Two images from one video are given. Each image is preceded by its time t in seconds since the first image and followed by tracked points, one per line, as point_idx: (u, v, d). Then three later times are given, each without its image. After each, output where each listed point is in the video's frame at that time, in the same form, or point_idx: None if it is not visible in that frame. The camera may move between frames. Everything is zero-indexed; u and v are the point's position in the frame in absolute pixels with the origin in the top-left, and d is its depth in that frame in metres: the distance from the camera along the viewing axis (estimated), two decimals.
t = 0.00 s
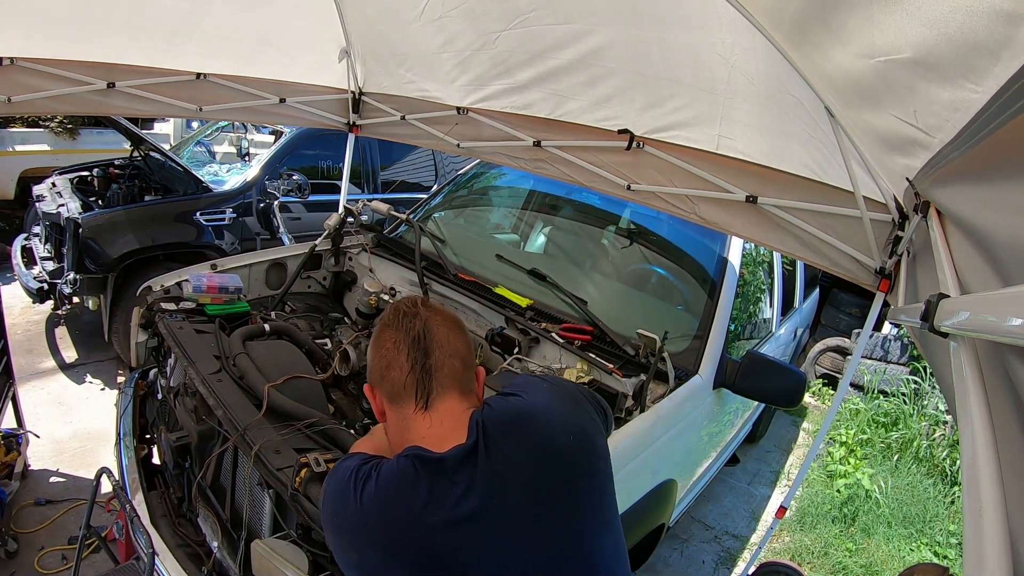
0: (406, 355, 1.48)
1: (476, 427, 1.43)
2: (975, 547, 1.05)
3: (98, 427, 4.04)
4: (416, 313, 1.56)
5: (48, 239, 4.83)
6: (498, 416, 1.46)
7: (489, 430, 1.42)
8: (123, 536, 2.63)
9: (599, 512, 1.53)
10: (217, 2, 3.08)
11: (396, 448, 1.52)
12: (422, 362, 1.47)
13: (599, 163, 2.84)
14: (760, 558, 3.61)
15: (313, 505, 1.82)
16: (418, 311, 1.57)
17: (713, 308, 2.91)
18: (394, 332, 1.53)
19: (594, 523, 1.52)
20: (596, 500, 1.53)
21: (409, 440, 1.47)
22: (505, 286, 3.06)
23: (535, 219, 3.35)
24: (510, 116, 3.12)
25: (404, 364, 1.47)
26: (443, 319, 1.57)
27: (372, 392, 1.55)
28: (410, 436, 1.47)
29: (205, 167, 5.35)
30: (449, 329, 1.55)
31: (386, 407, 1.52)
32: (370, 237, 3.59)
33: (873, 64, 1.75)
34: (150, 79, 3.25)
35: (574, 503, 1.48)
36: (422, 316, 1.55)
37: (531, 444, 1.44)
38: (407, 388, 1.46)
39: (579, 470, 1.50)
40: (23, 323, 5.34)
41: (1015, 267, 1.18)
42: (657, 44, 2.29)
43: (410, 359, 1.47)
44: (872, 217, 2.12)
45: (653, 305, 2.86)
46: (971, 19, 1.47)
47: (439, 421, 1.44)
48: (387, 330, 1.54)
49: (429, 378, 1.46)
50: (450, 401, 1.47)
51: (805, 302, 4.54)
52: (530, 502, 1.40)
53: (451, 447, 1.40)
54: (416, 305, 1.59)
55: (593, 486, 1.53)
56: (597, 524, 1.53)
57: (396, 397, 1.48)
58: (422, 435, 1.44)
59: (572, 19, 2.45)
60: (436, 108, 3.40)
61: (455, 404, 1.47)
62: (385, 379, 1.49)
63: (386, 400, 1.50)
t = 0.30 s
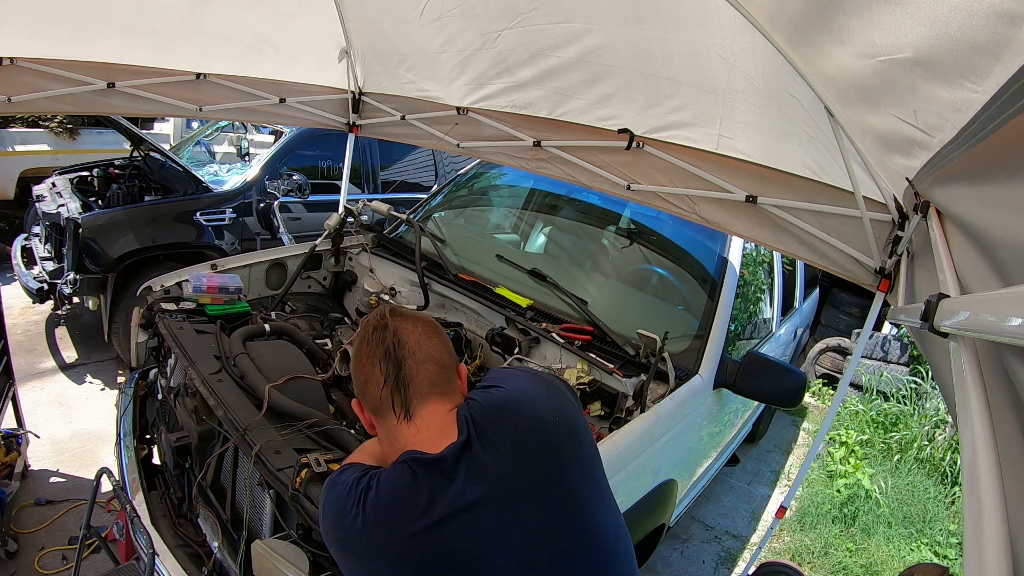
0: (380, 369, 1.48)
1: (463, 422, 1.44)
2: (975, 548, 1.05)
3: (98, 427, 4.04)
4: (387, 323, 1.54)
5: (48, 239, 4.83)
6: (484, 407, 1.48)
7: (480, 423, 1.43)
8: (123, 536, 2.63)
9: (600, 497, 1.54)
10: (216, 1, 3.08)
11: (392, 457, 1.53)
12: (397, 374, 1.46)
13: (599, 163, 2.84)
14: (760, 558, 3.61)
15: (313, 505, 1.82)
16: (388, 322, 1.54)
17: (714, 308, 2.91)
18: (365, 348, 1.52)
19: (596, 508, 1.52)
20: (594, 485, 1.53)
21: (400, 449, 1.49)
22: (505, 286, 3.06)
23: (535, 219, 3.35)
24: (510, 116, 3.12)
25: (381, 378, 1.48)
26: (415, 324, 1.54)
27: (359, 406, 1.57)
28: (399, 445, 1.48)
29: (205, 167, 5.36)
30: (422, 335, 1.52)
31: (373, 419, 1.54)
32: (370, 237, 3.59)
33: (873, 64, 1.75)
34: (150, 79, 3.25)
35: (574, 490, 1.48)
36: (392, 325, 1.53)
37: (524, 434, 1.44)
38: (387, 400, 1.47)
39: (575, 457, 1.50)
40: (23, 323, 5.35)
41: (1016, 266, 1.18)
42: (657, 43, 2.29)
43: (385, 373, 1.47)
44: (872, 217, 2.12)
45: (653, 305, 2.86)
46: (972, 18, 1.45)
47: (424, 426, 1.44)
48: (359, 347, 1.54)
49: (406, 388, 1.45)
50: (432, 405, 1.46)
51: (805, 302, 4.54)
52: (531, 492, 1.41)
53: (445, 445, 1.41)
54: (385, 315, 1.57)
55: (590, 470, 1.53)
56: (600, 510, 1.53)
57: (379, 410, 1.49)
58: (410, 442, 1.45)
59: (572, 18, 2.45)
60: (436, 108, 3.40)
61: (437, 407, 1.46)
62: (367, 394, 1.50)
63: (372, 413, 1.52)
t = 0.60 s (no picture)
0: (590, 325, 1.49)
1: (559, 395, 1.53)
2: (975, 549, 1.05)
3: (98, 427, 4.04)
4: (600, 272, 1.51)
5: (48, 239, 4.83)
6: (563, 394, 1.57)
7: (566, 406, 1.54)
8: (123, 537, 2.63)
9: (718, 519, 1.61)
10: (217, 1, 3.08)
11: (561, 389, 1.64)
12: (606, 331, 1.50)
13: (599, 163, 2.83)
14: (760, 558, 3.61)
15: (313, 505, 1.82)
16: (596, 272, 1.51)
17: (714, 308, 2.92)
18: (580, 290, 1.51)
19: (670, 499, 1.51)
20: (684, 482, 1.53)
21: (571, 390, 1.59)
22: (505, 286, 3.06)
23: (535, 219, 3.35)
24: (510, 116, 3.11)
25: (585, 335, 1.50)
26: (625, 280, 1.53)
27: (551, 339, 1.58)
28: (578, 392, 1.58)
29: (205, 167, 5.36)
30: (628, 293, 1.52)
31: (563, 358, 1.58)
32: (370, 237, 3.59)
33: (874, 64, 1.75)
34: (150, 79, 3.25)
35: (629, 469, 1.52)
36: (613, 278, 1.51)
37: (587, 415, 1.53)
38: (591, 358, 1.52)
39: (661, 454, 1.51)
40: (23, 323, 5.35)
41: (1015, 266, 1.18)
42: (658, 43, 2.29)
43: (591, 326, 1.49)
44: (871, 217, 2.12)
45: (653, 305, 2.86)
46: (974, 16, 1.49)
47: (615, 385, 1.54)
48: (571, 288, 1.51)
49: (609, 349, 1.51)
50: (623, 369, 1.55)
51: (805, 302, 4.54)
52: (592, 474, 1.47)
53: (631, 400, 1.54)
54: (592, 263, 1.53)
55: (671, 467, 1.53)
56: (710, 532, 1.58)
57: (573, 360, 1.55)
58: (585, 393, 1.56)
59: (573, 17, 2.45)
60: (435, 107, 3.39)
61: (625, 367, 1.55)
62: (569, 343, 1.53)
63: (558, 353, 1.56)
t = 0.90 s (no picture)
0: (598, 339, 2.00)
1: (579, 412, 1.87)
2: (975, 548, 1.05)
3: (98, 427, 4.03)
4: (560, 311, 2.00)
5: (48, 239, 4.83)
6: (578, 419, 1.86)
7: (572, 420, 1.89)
8: (124, 536, 2.63)
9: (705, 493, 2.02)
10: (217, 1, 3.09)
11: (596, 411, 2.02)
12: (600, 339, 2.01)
13: (599, 163, 2.83)
14: (760, 558, 3.61)
15: (314, 505, 1.82)
16: (557, 308, 2.03)
17: (714, 309, 2.92)
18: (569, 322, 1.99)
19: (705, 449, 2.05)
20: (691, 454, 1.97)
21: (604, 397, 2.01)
22: (505, 286, 3.06)
23: (535, 219, 3.35)
24: (510, 116, 3.12)
25: (593, 341, 1.99)
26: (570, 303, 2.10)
27: (569, 375, 1.94)
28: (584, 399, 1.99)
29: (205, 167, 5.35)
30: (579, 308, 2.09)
31: (584, 382, 1.96)
32: (370, 237, 3.59)
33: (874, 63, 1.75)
34: (150, 79, 3.25)
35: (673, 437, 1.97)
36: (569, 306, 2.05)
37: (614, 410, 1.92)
38: (605, 356, 1.99)
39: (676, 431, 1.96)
40: (23, 323, 5.35)
41: (1016, 266, 1.18)
42: (657, 43, 2.29)
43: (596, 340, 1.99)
44: (872, 217, 2.12)
45: (653, 305, 2.86)
46: (970, 19, 1.49)
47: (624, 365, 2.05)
48: (564, 324, 1.97)
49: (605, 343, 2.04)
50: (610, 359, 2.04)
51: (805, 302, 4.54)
52: (660, 439, 1.90)
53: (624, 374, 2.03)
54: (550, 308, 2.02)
55: (700, 435, 2.00)
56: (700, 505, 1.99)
57: (591, 373, 1.96)
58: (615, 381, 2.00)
59: (572, 18, 2.45)
60: (435, 107, 3.39)
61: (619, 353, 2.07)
62: (588, 359, 1.96)
63: (582, 373, 1.96)
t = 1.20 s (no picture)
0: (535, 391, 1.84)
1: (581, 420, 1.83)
2: (975, 548, 1.05)
3: (98, 427, 4.04)
4: (509, 353, 1.86)
5: (48, 239, 4.83)
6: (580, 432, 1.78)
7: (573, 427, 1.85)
8: (124, 537, 2.63)
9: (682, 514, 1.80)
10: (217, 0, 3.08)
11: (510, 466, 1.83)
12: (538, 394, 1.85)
13: (599, 163, 2.83)
14: (760, 558, 3.62)
15: (313, 505, 1.82)
16: (503, 354, 1.86)
17: (713, 309, 2.92)
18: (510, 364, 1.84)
19: (694, 544, 1.79)
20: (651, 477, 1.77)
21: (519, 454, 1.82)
22: (505, 286, 3.05)
23: (535, 219, 3.35)
24: (510, 116, 3.11)
25: (524, 395, 1.81)
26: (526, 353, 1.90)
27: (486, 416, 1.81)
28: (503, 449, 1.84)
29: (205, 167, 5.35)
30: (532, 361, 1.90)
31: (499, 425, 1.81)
32: (370, 237, 3.59)
33: (879, 59, 1.74)
34: (150, 78, 3.24)
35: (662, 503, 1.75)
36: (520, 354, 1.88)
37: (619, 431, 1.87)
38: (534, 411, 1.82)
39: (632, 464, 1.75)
40: (22, 323, 5.35)
41: (1015, 267, 1.18)
42: (658, 42, 2.29)
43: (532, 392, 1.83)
44: (871, 217, 2.12)
45: (653, 305, 2.86)
46: (979, 12, 1.50)
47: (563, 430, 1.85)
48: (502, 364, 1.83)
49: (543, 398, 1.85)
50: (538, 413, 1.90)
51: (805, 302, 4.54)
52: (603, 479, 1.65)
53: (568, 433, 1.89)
54: (491, 350, 1.88)
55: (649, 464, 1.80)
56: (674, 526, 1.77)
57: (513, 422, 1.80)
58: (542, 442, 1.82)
59: (573, 17, 2.45)
60: (436, 107, 3.39)
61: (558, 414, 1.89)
62: (505, 406, 1.79)
63: (500, 418, 1.81)
